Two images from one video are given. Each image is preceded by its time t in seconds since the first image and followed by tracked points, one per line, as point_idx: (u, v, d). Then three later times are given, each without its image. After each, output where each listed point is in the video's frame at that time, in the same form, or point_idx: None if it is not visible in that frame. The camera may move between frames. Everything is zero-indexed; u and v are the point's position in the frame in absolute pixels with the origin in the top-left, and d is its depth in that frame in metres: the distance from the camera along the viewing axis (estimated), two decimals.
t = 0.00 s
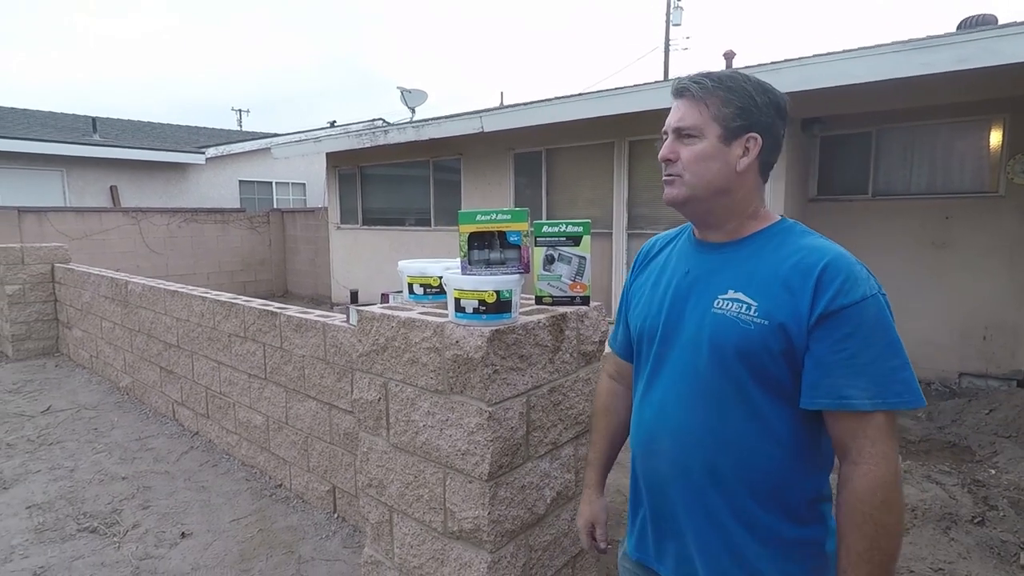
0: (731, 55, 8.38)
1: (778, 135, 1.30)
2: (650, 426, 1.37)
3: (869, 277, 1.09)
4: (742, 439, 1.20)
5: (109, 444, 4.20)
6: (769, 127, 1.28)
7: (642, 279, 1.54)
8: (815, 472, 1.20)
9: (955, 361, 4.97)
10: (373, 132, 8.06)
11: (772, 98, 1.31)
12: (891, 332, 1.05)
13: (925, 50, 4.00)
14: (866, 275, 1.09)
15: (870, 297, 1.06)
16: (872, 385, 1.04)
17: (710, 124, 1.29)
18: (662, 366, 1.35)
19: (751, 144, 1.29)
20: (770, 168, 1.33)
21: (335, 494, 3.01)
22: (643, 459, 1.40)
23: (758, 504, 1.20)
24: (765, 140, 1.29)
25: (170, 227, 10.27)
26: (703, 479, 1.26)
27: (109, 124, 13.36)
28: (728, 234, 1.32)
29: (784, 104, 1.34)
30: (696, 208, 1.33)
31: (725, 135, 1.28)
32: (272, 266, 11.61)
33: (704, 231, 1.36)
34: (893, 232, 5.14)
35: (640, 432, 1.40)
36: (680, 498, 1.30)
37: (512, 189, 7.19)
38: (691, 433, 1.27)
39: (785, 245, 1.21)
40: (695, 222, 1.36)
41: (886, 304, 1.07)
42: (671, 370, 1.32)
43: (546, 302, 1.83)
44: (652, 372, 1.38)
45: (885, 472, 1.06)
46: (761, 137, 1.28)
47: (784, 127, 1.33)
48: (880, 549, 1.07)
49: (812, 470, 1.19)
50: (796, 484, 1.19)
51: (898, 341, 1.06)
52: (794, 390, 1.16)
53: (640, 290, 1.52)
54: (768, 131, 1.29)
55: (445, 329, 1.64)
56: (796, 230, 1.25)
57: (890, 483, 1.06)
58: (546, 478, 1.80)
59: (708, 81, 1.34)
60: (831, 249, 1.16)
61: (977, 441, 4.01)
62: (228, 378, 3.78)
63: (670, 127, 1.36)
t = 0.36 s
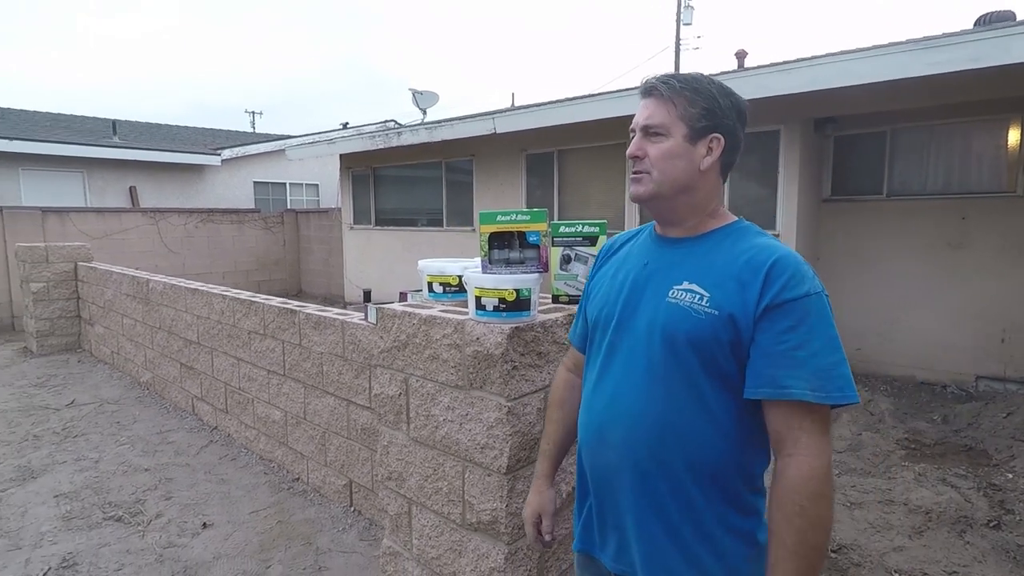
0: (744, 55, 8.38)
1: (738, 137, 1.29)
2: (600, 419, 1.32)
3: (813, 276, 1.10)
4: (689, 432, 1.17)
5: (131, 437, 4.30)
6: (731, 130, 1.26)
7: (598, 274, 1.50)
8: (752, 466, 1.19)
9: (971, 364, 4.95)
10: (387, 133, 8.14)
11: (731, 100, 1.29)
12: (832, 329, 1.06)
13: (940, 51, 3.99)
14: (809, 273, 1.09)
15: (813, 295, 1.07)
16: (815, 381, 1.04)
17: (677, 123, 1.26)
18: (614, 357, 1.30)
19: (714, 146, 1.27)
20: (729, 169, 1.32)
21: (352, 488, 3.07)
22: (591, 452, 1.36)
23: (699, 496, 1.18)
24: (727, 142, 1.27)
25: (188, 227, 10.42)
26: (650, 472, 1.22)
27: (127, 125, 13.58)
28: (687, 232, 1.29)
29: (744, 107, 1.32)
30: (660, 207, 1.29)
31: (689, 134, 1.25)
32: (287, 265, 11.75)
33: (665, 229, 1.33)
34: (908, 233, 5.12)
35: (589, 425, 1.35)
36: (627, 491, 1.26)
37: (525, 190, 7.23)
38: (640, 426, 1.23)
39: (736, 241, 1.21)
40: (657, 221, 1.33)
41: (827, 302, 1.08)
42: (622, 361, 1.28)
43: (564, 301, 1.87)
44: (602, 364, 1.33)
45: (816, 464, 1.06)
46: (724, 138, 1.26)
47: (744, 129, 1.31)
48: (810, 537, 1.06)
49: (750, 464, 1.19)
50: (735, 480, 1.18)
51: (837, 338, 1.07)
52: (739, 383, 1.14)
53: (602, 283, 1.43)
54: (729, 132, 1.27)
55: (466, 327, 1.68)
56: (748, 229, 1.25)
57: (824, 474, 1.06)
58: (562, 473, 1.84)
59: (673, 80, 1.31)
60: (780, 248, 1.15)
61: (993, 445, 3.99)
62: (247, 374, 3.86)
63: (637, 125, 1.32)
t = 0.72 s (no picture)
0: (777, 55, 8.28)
1: (725, 145, 1.26)
2: (606, 431, 1.29)
3: (806, 276, 1.12)
4: (700, 438, 1.16)
5: (175, 429, 4.49)
6: (716, 138, 1.24)
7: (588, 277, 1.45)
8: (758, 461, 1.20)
9: (1014, 370, 4.81)
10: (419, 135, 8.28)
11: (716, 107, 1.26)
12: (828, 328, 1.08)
13: (981, 48, 3.91)
14: (806, 276, 1.11)
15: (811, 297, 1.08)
16: (813, 381, 1.06)
17: (663, 135, 1.24)
18: (618, 367, 1.27)
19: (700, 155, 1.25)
20: (716, 176, 1.29)
21: (386, 481, 3.16)
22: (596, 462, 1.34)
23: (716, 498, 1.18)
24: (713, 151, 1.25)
25: (225, 228, 10.75)
26: (664, 482, 1.21)
27: (169, 130, 14.06)
28: (679, 243, 1.26)
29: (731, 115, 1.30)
30: (650, 220, 1.27)
31: (676, 144, 1.23)
32: (319, 265, 12.02)
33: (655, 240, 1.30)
34: (947, 235, 5.01)
35: (597, 437, 1.33)
36: (643, 502, 1.25)
37: (553, 192, 7.28)
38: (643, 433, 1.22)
39: (734, 244, 1.20)
40: (648, 233, 1.30)
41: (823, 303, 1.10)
42: (628, 371, 1.25)
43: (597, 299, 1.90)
44: (607, 376, 1.30)
45: (796, 452, 1.06)
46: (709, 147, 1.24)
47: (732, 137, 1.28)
48: (772, 519, 1.07)
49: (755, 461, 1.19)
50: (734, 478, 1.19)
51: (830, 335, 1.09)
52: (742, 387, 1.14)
53: (597, 290, 1.38)
54: (714, 140, 1.24)
55: (501, 325, 1.75)
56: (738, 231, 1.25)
57: (802, 465, 1.06)
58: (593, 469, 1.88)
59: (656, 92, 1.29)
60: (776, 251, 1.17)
61: None
62: (285, 370, 4.00)
63: (624, 137, 1.30)
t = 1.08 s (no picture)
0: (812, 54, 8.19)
1: (704, 145, 1.18)
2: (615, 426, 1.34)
3: (816, 286, 1.05)
4: (694, 441, 1.17)
5: (220, 422, 4.71)
6: (689, 142, 1.19)
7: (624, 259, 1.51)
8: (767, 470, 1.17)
9: None
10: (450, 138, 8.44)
11: (695, 109, 1.19)
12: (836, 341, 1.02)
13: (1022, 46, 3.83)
14: (814, 285, 1.04)
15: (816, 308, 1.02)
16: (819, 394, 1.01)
17: (641, 146, 1.28)
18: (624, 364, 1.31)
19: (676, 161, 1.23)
20: (709, 176, 1.20)
21: (421, 473, 3.28)
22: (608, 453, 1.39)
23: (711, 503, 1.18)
24: (683, 155, 1.21)
25: (263, 229, 11.09)
26: (660, 480, 1.23)
27: (209, 134, 14.56)
28: (684, 248, 1.26)
29: (726, 107, 1.18)
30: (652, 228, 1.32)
31: (648, 157, 1.26)
32: (352, 265, 12.31)
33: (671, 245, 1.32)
34: (988, 236, 4.91)
35: (606, 431, 1.38)
36: (641, 496, 1.29)
37: (583, 193, 7.34)
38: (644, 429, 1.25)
39: (744, 250, 1.16)
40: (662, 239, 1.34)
41: (833, 314, 1.03)
42: (633, 368, 1.29)
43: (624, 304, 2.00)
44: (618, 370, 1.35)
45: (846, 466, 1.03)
46: (677, 152, 1.21)
47: (727, 133, 1.17)
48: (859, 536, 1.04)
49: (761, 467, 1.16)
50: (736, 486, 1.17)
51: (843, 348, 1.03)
52: (743, 393, 1.12)
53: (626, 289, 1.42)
54: (687, 143, 1.19)
55: (535, 321, 1.84)
56: (752, 235, 1.19)
57: (849, 480, 1.03)
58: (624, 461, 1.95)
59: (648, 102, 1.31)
60: (786, 258, 1.10)
61: None
62: (324, 365, 4.16)
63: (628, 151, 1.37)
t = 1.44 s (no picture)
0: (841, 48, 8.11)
1: (734, 142, 1.15)
2: (614, 417, 1.38)
3: (818, 318, 1.02)
4: (678, 444, 1.20)
5: (257, 412, 4.89)
6: (719, 137, 1.17)
7: (660, 248, 1.53)
8: (749, 490, 1.16)
9: None
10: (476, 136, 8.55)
11: (727, 102, 1.16)
12: (826, 382, 0.99)
13: None
14: (817, 315, 1.02)
15: (811, 339, 1.00)
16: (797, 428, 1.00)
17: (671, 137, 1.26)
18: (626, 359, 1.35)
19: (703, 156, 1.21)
20: (736, 175, 1.17)
21: (451, 463, 3.39)
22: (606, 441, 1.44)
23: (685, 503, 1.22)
24: (712, 150, 1.18)
25: (292, 227, 11.36)
26: (642, 472, 1.28)
27: (240, 135, 14.92)
28: (706, 246, 1.25)
29: (761, 103, 1.14)
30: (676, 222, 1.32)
31: (676, 149, 1.25)
32: (378, 262, 12.53)
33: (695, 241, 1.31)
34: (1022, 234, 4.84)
35: (605, 418, 1.43)
36: (629, 485, 1.34)
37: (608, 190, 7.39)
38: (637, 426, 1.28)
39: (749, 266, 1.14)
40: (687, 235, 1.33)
41: (829, 349, 1.01)
42: (634, 363, 1.33)
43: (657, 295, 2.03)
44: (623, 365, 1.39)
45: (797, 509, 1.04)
46: (705, 146, 1.18)
47: (759, 130, 1.14)
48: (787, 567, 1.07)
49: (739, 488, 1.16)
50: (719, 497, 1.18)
51: (833, 391, 0.99)
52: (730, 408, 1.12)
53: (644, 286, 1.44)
54: (717, 139, 1.17)
55: (565, 314, 1.93)
56: (764, 252, 1.15)
57: (804, 526, 1.04)
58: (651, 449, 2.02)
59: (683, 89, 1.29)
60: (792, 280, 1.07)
61: None
62: (356, 358, 4.31)
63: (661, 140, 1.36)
